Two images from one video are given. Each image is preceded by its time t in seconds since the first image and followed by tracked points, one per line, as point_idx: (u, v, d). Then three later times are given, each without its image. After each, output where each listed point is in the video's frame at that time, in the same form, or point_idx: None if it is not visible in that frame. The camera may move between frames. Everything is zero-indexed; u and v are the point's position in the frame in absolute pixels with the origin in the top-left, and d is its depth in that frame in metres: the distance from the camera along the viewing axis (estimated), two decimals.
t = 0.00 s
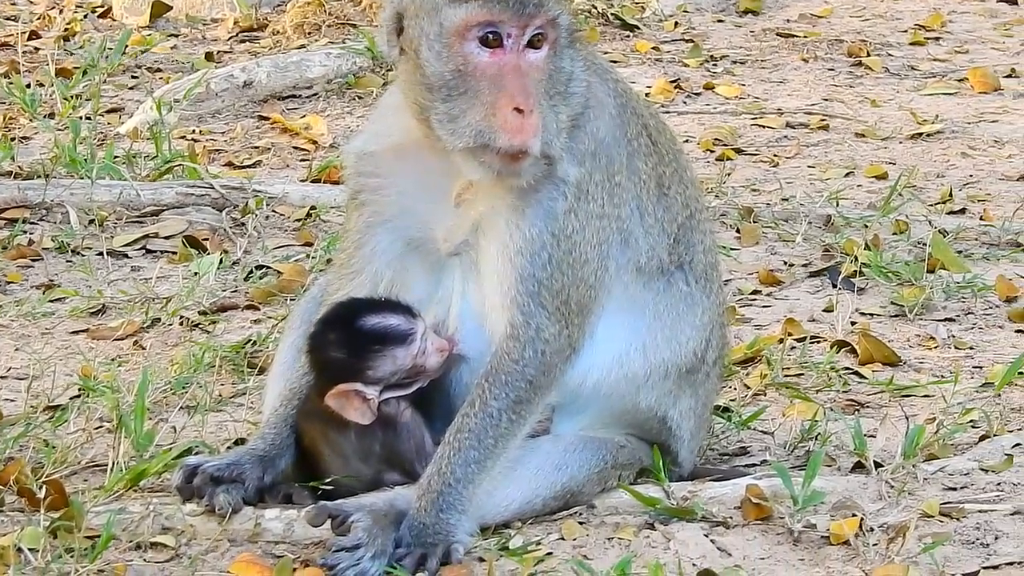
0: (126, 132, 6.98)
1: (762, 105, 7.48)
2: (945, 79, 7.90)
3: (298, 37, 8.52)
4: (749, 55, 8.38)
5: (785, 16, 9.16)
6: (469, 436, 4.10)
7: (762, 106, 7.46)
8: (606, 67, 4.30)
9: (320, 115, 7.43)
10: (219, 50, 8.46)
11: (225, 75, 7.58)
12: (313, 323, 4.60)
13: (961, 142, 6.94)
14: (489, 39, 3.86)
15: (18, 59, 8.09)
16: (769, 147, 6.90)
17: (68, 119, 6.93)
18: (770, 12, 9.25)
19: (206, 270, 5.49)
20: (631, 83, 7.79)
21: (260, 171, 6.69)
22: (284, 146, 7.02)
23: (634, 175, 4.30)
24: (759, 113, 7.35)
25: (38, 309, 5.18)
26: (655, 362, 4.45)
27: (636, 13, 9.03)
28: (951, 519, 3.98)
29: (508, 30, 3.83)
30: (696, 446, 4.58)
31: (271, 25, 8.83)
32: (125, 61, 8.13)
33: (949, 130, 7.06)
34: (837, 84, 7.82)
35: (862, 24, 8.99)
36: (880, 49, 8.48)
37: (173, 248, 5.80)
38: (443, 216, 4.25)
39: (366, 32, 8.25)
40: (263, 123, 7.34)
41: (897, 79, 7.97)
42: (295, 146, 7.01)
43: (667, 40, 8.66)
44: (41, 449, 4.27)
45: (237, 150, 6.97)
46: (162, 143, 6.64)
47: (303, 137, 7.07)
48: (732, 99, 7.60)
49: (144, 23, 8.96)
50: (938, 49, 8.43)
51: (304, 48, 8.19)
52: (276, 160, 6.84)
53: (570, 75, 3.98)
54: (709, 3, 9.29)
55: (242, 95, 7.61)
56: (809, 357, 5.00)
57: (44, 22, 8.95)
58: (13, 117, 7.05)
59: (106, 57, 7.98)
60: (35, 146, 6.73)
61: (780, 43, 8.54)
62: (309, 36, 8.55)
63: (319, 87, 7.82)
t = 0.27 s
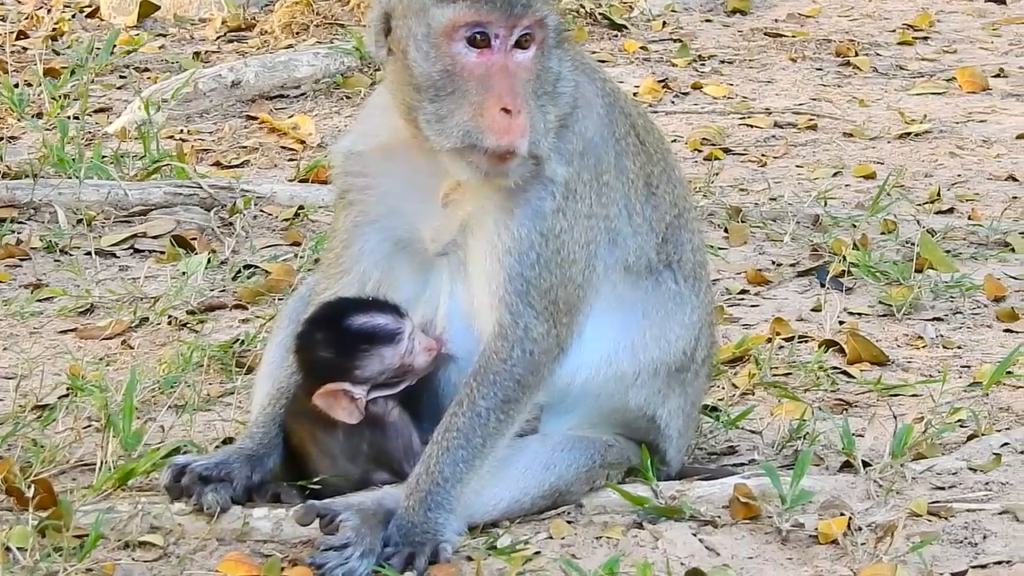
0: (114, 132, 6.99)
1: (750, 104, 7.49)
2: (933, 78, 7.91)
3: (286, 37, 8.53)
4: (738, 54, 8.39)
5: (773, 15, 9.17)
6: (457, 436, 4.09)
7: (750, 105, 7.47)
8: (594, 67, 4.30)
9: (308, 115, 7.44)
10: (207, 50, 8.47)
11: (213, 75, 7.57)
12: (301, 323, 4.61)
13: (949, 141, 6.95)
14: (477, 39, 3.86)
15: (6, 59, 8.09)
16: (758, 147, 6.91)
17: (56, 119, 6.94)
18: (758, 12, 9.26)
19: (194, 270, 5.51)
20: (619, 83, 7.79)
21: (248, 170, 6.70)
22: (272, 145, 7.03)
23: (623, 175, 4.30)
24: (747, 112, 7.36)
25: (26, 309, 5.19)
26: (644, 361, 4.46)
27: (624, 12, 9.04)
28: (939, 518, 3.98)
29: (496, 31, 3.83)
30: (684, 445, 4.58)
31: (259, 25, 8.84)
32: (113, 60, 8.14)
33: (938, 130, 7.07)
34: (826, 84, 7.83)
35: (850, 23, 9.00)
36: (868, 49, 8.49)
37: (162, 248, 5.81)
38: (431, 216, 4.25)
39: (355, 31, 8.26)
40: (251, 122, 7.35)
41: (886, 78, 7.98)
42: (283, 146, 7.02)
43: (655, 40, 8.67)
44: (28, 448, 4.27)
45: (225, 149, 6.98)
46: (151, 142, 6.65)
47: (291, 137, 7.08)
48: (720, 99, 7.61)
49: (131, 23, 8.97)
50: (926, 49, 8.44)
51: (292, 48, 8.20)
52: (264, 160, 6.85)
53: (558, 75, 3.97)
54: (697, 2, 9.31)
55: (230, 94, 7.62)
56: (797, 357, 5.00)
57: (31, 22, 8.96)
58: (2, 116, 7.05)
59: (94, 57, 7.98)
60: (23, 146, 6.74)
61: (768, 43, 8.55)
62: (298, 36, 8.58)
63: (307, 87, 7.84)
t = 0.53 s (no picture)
0: (108, 132, 7.00)
1: (743, 105, 7.50)
2: (926, 79, 7.92)
3: (279, 38, 8.54)
4: (731, 55, 8.40)
5: (766, 16, 9.18)
6: (450, 437, 4.09)
7: (743, 106, 7.47)
8: (587, 67, 4.30)
9: (301, 116, 7.44)
10: (200, 51, 8.47)
11: (205, 76, 7.60)
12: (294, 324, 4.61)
13: (941, 141, 6.96)
14: (468, 41, 3.84)
15: None
16: (750, 147, 6.92)
17: (50, 120, 6.94)
18: (750, 12, 9.27)
19: (186, 270, 5.51)
20: (611, 83, 7.80)
21: (240, 172, 6.70)
22: (265, 146, 7.04)
23: (615, 175, 4.30)
24: (740, 113, 7.37)
25: (19, 310, 5.19)
26: (637, 361, 4.46)
27: (616, 13, 9.05)
28: (932, 519, 3.97)
29: (487, 33, 3.81)
30: (678, 445, 4.59)
31: (251, 26, 8.84)
32: (105, 61, 8.15)
33: (930, 130, 7.08)
34: (818, 84, 7.84)
35: (843, 23, 9.01)
36: (861, 49, 8.49)
37: (155, 249, 5.82)
38: (424, 217, 4.24)
39: (348, 32, 8.27)
40: (244, 123, 7.36)
41: (878, 79, 7.98)
42: (275, 147, 7.03)
43: (648, 41, 8.68)
44: (22, 449, 4.27)
45: (218, 150, 6.99)
46: (144, 143, 6.65)
47: (284, 138, 7.08)
48: (713, 99, 7.62)
49: (124, 24, 8.98)
50: (919, 49, 8.45)
51: (285, 49, 8.21)
52: (257, 160, 6.86)
53: (550, 76, 3.97)
54: (690, 3, 9.32)
55: (223, 95, 7.62)
56: (790, 357, 5.01)
57: (24, 23, 8.97)
58: None
59: (87, 58, 7.99)
60: (16, 147, 6.75)
61: (760, 43, 8.56)
62: (290, 36, 8.59)
63: (300, 88, 7.85)
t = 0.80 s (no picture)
0: (100, 133, 7.00)
1: (735, 105, 7.50)
2: (918, 79, 7.92)
3: (270, 39, 8.55)
4: (723, 55, 8.40)
5: (758, 16, 9.18)
6: (443, 437, 4.09)
7: (735, 106, 7.48)
8: (579, 67, 4.30)
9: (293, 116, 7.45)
10: (191, 52, 8.47)
11: (198, 77, 7.57)
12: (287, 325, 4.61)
13: (934, 141, 6.96)
14: (457, 44, 3.86)
15: None
16: (743, 147, 6.92)
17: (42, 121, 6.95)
18: (742, 12, 9.27)
19: (179, 270, 5.51)
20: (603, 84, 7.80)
21: (232, 172, 6.70)
22: (257, 147, 7.04)
23: (608, 175, 4.31)
24: (732, 113, 7.38)
25: (11, 311, 5.20)
26: (630, 361, 4.46)
27: (608, 14, 9.05)
28: (925, 518, 3.98)
29: (476, 35, 3.84)
30: (670, 445, 4.59)
31: (243, 27, 8.84)
32: (97, 62, 8.15)
33: (922, 130, 7.08)
34: (811, 84, 7.85)
35: (835, 23, 9.01)
36: (853, 49, 8.49)
37: (147, 250, 5.83)
38: (417, 218, 4.25)
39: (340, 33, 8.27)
40: (236, 124, 7.36)
41: (870, 79, 7.98)
42: (267, 148, 7.03)
43: (640, 41, 8.68)
44: (15, 449, 4.27)
45: (210, 151, 6.99)
46: (136, 144, 6.66)
47: (276, 138, 7.09)
48: (705, 100, 7.62)
49: (116, 25, 8.98)
50: (911, 49, 8.46)
51: (277, 50, 8.22)
52: (249, 161, 6.87)
53: (540, 78, 3.97)
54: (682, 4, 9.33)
55: (215, 96, 7.63)
56: (783, 357, 5.01)
57: (16, 24, 8.98)
58: None
59: (79, 59, 7.99)
60: (8, 148, 6.75)
61: (752, 43, 8.56)
62: (282, 37, 8.60)
63: (291, 88, 7.85)
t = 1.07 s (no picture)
0: (95, 133, 7.01)
1: (729, 105, 7.50)
2: (912, 79, 7.92)
3: (265, 39, 8.56)
4: (717, 55, 8.40)
5: (752, 16, 9.18)
6: (438, 436, 4.09)
7: (729, 106, 7.48)
8: (573, 68, 4.31)
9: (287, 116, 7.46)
10: (186, 52, 8.48)
11: (192, 77, 7.61)
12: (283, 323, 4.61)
13: (927, 142, 6.96)
14: (433, 47, 3.85)
15: None
16: (737, 147, 6.92)
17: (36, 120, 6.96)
18: (736, 12, 9.26)
19: (173, 271, 5.55)
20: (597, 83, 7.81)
21: (226, 172, 6.71)
22: (251, 146, 7.05)
23: (601, 175, 4.31)
24: (726, 113, 7.39)
25: (6, 310, 5.20)
26: (627, 361, 4.46)
27: (602, 13, 9.06)
28: (919, 519, 3.97)
29: (451, 39, 3.82)
30: (665, 446, 4.60)
31: (238, 26, 8.85)
32: (92, 62, 8.16)
33: (916, 130, 7.08)
34: (805, 84, 7.85)
35: (829, 23, 9.01)
36: (847, 49, 8.49)
37: (142, 250, 5.83)
38: (409, 217, 4.25)
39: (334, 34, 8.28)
40: (230, 123, 7.37)
41: (864, 79, 7.99)
42: (262, 147, 7.04)
43: (634, 41, 8.69)
44: (9, 449, 4.28)
45: (204, 151, 7.00)
46: (131, 144, 6.66)
47: (270, 138, 7.10)
48: (699, 99, 7.63)
49: (111, 24, 8.99)
50: (905, 50, 8.46)
51: (271, 49, 8.23)
52: (243, 160, 6.88)
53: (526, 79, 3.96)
54: (676, 3, 9.33)
55: (209, 96, 7.64)
56: (777, 357, 5.01)
57: (11, 23, 8.99)
58: None
59: (73, 58, 8.00)
60: (3, 147, 6.76)
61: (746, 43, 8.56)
62: (276, 37, 8.60)
63: (285, 88, 7.86)
